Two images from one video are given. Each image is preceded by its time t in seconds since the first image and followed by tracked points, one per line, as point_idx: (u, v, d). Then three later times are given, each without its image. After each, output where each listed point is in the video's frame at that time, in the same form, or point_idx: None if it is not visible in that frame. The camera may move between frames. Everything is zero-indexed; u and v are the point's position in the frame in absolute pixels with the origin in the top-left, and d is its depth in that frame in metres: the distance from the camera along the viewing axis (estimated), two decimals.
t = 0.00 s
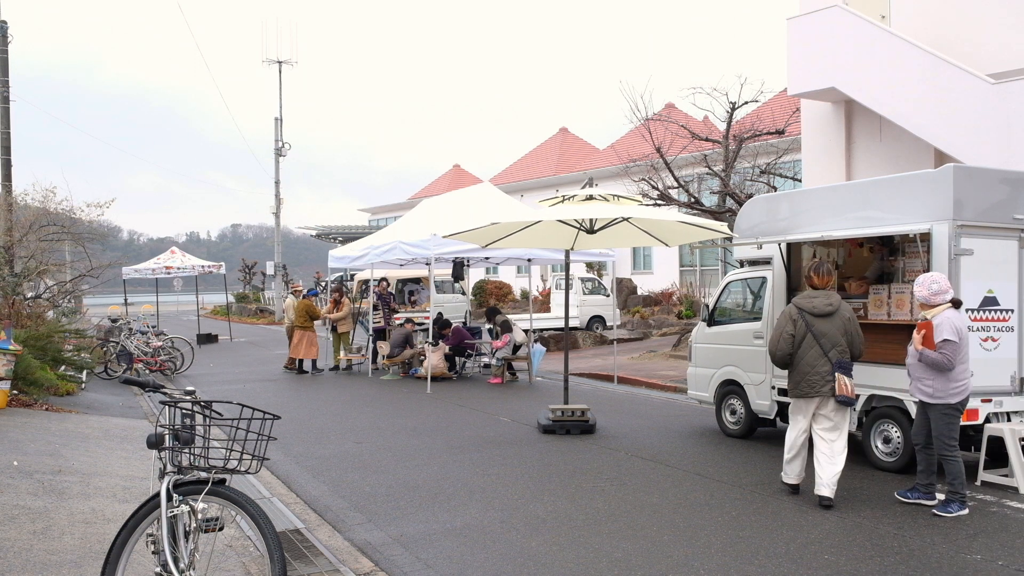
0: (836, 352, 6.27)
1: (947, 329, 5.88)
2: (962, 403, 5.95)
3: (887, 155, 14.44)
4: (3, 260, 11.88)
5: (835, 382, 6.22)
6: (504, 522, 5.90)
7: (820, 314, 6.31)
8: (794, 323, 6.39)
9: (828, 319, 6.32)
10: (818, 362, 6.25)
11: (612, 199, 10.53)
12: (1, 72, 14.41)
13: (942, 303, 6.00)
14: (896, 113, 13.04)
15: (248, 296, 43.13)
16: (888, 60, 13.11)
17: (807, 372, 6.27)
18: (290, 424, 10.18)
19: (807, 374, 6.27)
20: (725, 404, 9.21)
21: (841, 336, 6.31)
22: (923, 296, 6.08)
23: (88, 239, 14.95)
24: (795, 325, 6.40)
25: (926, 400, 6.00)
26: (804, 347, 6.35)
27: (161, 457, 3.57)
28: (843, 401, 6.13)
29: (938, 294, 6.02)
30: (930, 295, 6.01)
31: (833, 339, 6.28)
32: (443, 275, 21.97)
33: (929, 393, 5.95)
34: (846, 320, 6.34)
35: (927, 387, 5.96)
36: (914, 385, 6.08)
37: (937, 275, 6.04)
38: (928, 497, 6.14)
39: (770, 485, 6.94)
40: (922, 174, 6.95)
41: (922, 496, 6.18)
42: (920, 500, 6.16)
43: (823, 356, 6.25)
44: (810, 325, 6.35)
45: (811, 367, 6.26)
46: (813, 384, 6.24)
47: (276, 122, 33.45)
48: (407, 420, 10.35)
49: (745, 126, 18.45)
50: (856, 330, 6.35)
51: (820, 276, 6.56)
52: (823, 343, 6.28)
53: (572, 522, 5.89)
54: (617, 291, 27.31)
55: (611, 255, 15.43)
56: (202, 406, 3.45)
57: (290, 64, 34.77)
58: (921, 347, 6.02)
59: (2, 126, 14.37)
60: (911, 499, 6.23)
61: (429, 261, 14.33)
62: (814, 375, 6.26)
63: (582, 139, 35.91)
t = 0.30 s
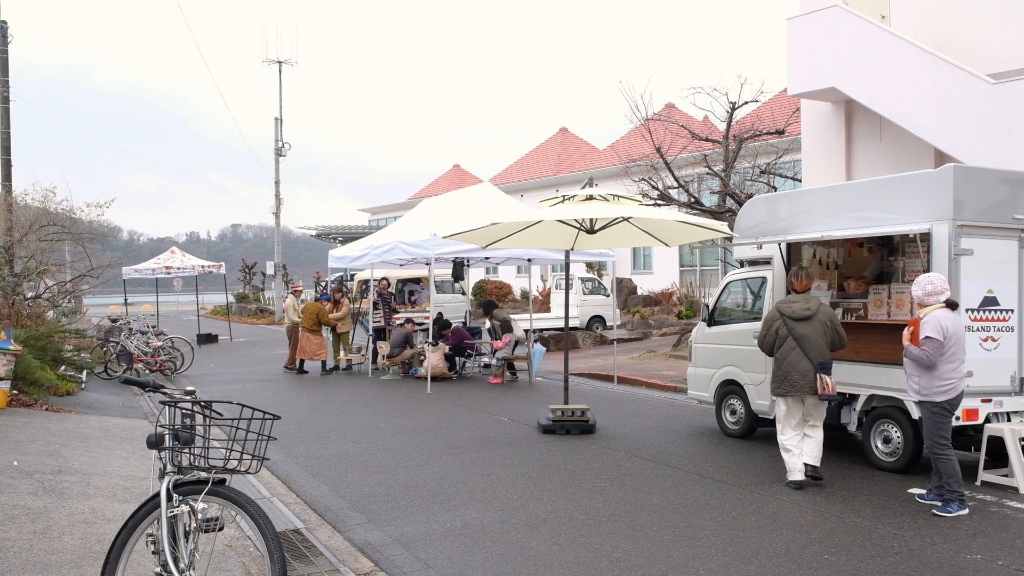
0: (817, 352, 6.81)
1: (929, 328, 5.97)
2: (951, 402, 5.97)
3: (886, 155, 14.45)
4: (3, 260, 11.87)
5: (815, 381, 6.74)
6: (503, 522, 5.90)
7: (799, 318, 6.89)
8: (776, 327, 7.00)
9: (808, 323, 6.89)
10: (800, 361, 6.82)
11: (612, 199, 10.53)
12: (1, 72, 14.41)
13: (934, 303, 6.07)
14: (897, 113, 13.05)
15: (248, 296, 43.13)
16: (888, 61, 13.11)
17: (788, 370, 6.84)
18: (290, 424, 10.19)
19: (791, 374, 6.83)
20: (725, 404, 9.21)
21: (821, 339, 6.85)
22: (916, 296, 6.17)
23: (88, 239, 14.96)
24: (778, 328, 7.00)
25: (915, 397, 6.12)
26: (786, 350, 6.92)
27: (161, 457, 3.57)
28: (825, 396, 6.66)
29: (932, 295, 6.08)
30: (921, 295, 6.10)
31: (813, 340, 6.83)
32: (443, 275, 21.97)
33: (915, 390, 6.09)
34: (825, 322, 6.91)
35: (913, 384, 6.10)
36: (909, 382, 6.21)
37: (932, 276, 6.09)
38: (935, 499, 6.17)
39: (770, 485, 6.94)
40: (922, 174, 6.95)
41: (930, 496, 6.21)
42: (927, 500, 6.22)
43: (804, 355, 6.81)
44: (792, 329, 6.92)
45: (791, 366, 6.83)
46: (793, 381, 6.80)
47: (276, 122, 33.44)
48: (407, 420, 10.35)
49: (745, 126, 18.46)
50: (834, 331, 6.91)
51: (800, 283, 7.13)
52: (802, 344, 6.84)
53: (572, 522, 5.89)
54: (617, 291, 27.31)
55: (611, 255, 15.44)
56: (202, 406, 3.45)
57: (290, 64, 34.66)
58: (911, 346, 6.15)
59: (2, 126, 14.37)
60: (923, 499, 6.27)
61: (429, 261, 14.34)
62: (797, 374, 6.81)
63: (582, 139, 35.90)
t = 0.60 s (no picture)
0: (806, 348, 7.23)
1: (917, 326, 6.07)
2: (939, 399, 6.04)
3: (886, 155, 14.45)
4: (3, 260, 11.87)
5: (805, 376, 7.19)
6: (503, 522, 5.90)
7: (789, 316, 7.37)
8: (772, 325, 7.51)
9: (798, 321, 7.33)
10: (790, 357, 7.29)
11: (612, 199, 10.53)
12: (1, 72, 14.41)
13: (929, 302, 6.19)
14: (897, 113, 13.05)
15: (247, 296, 43.10)
16: (888, 61, 13.11)
17: (779, 365, 7.34)
18: (290, 424, 10.19)
19: (783, 368, 7.32)
20: (725, 404, 9.22)
21: (810, 336, 7.25)
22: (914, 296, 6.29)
23: (88, 239, 14.95)
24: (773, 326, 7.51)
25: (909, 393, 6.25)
26: (780, 346, 7.41)
27: (161, 457, 3.57)
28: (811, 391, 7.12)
29: (927, 295, 6.21)
30: (917, 294, 6.24)
31: (804, 337, 7.25)
32: (443, 275, 21.98)
33: (907, 386, 6.21)
34: (818, 321, 7.31)
35: (906, 380, 6.22)
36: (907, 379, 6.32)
37: (927, 276, 6.21)
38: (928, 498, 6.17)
39: (770, 485, 6.94)
40: (922, 174, 6.95)
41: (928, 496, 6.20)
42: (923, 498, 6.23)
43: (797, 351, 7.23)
44: (784, 327, 7.40)
45: (782, 361, 7.33)
46: (783, 375, 7.30)
47: (276, 122, 33.42)
48: (407, 420, 10.35)
49: (745, 126, 18.47)
50: (827, 329, 7.29)
51: (799, 284, 7.60)
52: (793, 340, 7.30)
53: (571, 522, 5.89)
54: (617, 291, 27.31)
55: (611, 255, 15.44)
56: (202, 406, 3.45)
57: (290, 64, 34.60)
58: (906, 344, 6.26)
59: (2, 126, 14.37)
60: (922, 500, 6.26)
61: (429, 261, 14.34)
62: (789, 369, 7.30)
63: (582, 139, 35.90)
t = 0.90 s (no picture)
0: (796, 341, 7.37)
1: (903, 325, 6.20)
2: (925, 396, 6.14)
3: (886, 155, 14.45)
4: (3, 260, 11.87)
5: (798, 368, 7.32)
6: (503, 523, 5.90)
7: (781, 311, 7.54)
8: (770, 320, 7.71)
9: (789, 314, 7.48)
10: (784, 350, 7.46)
11: (612, 199, 10.53)
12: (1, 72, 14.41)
13: (920, 302, 6.28)
14: (897, 113, 13.04)
15: (247, 296, 43.10)
16: (888, 61, 13.11)
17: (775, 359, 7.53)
18: (290, 424, 10.19)
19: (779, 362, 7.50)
20: (725, 404, 9.22)
21: (800, 329, 7.39)
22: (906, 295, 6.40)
23: (88, 239, 14.95)
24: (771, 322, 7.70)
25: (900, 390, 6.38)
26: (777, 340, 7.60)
27: (161, 457, 3.57)
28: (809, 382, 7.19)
29: (919, 295, 6.29)
30: (909, 294, 6.33)
31: (795, 331, 7.39)
32: (443, 275, 21.99)
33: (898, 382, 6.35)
34: (809, 313, 7.42)
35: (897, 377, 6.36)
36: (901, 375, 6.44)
37: (919, 276, 6.30)
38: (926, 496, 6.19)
39: (770, 485, 6.94)
40: (922, 173, 6.95)
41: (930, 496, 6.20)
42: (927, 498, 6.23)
43: (789, 345, 7.37)
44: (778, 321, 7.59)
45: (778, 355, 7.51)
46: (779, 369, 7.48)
47: (276, 122, 33.40)
48: (407, 420, 10.35)
49: (745, 126, 18.47)
50: (818, 321, 7.38)
51: (792, 280, 7.72)
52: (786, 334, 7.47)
53: (571, 522, 5.89)
54: (617, 291, 27.31)
55: (611, 255, 15.44)
56: (202, 406, 3.45)
57: (290, 64, 34.51)
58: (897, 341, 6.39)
59: (2, 126, 14.37)
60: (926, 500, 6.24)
61: (429, 261, 14.34)
62: (784, 362, 7.46)
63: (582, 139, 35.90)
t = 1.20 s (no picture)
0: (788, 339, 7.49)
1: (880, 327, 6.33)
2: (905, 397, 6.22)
3: (886, 155, 14.45)
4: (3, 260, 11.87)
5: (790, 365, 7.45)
6: (503, 523, 5.90)
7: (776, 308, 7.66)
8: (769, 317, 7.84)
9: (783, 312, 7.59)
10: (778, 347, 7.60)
11: (612, 199, 10.53)
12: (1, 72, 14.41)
13: (901, 304, 6.38)
14: (897, 113, 13.04)
15: (247, 296, 43.09)
16: (888, 61, 13.11)
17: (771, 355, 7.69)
18: (290, 424, 10.19)
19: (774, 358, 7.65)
20: (725, 404, 9.22)
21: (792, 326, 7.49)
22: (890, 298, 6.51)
23: (88, 239, 14.95)
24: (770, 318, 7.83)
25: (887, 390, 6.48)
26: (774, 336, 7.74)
27: (161, 457, 3.57)
28: (794, 378, 7.37)
29: (901, 296, 6.39)
30: (891, 297, 6.44)
31: (786, 328, 7.50)
32: (443, 275, 21.99)
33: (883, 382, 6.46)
34: (799, 312, 7.48)
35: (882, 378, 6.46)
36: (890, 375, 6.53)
37: (899, 279, 6.43)
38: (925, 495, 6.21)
39: (769, 485, 6.94)
40: (921, 173, 6.95)
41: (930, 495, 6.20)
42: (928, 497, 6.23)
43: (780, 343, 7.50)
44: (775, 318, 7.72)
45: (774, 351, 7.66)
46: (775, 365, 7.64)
47: (276, 122, 33.38)
48: (407, 420, 10.35)
49: (745, 126, 18.47)
50: (810, 319, 7.43)
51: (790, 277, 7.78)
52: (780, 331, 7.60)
53: (571, 522, 5.89)
54: (617, 291, 27.32)
55: (611, 255, 15.45)
56: (202, 406, 3.45)
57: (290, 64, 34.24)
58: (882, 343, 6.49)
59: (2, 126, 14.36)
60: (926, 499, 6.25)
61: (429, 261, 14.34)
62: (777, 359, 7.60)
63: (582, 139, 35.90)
